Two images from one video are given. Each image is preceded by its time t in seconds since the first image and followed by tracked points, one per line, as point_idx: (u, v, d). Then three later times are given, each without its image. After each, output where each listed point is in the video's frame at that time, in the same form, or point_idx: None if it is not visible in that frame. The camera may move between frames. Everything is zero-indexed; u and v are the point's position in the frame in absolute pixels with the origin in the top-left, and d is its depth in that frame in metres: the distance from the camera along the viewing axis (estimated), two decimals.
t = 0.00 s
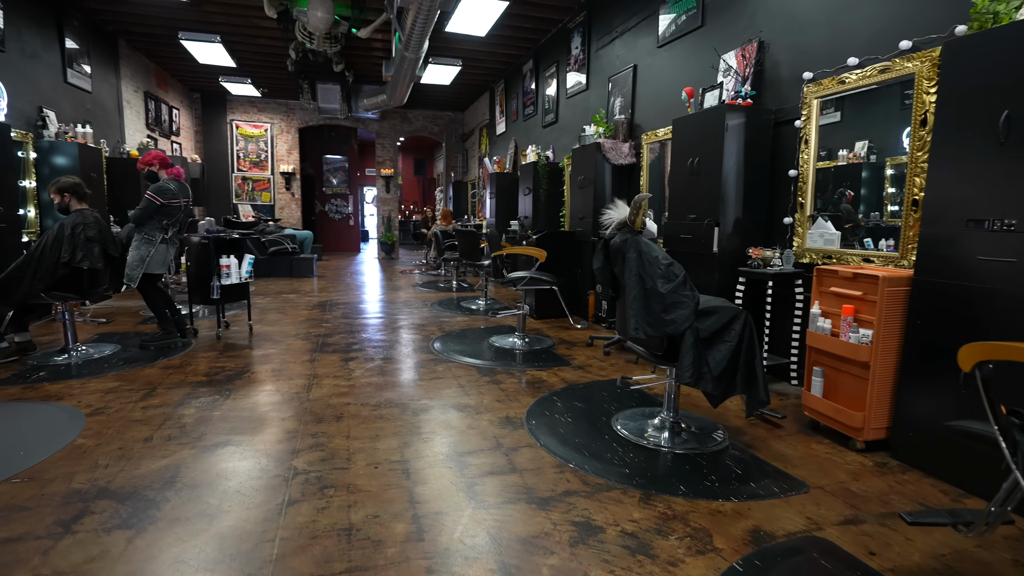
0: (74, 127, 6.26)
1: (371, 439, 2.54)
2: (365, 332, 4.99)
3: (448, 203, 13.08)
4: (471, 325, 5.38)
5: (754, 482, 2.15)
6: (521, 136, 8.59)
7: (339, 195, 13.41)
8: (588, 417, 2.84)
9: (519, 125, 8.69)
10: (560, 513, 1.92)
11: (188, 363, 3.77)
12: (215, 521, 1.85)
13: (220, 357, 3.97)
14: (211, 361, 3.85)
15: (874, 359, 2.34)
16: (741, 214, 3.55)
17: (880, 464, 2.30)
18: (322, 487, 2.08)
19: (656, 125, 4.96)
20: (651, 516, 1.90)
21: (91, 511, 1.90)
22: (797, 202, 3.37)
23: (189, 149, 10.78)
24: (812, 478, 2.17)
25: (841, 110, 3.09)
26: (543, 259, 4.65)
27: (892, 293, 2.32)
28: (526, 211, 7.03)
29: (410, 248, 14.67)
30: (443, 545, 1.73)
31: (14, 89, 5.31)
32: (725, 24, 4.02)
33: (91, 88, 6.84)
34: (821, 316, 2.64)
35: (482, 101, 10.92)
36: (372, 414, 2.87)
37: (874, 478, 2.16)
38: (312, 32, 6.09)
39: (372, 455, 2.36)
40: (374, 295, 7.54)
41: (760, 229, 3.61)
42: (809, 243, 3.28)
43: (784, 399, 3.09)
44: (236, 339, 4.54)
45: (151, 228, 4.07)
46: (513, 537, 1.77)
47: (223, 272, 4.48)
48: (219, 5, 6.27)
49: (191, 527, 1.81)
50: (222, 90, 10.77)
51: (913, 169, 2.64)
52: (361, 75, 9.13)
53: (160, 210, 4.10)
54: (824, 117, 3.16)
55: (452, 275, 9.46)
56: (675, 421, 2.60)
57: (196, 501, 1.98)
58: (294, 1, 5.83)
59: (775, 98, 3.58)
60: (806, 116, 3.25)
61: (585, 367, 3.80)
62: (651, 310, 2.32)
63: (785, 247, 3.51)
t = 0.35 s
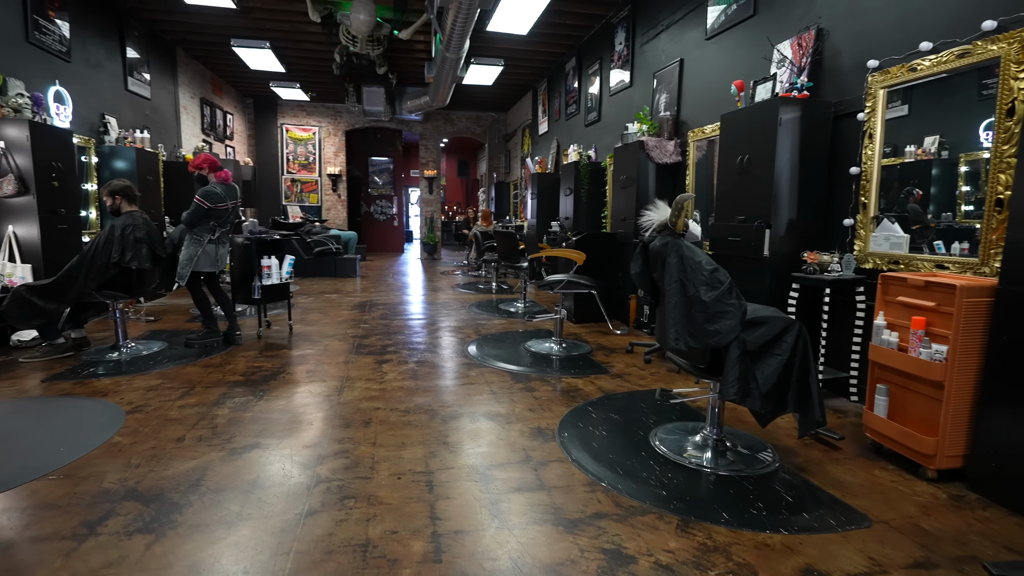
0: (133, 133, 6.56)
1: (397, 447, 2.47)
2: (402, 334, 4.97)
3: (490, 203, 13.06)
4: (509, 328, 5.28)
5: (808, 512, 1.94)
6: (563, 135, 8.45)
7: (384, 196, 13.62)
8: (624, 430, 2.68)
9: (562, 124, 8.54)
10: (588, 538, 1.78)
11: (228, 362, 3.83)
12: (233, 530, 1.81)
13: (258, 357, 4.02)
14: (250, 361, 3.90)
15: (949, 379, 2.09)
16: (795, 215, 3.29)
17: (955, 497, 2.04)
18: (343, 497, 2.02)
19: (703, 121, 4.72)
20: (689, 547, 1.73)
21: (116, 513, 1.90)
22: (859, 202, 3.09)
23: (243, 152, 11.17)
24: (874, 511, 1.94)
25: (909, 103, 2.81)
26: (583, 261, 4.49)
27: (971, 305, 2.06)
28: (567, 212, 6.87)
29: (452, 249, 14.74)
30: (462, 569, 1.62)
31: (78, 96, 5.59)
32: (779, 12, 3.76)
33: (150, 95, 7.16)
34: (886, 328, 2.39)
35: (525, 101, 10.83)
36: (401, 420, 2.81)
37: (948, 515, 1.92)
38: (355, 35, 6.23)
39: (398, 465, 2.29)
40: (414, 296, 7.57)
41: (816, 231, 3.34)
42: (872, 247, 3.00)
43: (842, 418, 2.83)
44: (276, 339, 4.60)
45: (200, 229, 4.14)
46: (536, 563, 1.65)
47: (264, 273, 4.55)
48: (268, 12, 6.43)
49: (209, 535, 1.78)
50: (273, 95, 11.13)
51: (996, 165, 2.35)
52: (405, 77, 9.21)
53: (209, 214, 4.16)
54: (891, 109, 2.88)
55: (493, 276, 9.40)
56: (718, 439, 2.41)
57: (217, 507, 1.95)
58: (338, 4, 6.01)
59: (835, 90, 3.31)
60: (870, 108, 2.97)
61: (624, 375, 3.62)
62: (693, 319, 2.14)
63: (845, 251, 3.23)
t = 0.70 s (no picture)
0: (175, 134, 6.75)
1: (413, 452, 2.40)
2: (428, 334, 4.93)
3: (523, 203, 12.97)
4: (536, 331, 5.16)
5: (852, 539, 1.76)
6: (597, 133, 8.28)
7: (418, 197, 13.70)
8: (652, 441, 2.53)
9: (595, 122, 8.37)
10: (606, 560, 1.65)
11: (255, 360, 3.86)
12: (239, 535, 1.77)
13: (285, 355, 4.04)
14: (276, 360, 3.92)
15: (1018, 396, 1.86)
16: (842, 213, 3.06)
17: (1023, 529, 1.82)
18: (353, 504, 1.96)
19: (742, 116, 4.50)
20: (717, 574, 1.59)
21: (127, 513, 1.89)
22: (914, 200, 2.85)
23: (281, 154, 11.42)
24: (929, 542, 1.74)
25: (970, 95, 2.56)
26: (612, 262, 4.34)
27: None
28: (599, 212, 6.71)
29: (484, 249, 14.72)
30: None
31: (122, 100, 5.78)
32: None
33: (191, 98, 7.36)
34: (944, 338, 2.17)
35: (559, 99, 10.70)
36: (419, 423, 2.74)
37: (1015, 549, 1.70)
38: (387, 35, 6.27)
39: (412, 471, 2.21)
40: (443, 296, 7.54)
41: (865, 231, 3.10)
42: (928, 248, 2.75)
43: (892, 433, 2.60)
44: (304, 337, 4.63)
45: (238, 225, 4.14)
46: None
47: (293, 271, 4.56)
48: (304, 14, 6.53)
49: (215, 540, 1.74)
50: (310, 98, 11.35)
51: None
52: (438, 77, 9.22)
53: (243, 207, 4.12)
54: (951, 99, 2.63)
55: (524, 277, 9.29)
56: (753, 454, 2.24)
57: (227, 509, 1.91)
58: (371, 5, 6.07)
59: (888, 79, 3.06)
60: (927, 98, 2.72)
61: (654, 382, 3.46)
62: (726, 325, 1.98)
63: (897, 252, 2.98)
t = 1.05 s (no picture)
0: (201, 135, 6.86)
1: (419, 457, 2.33)
2: (445, 334, 4.88)
3: (546, 203, 12.85)
4: (555, 332, 5.06)
5: (886, 565, 1.62)
6: (620, 132, 8.13)
7: (440, 197, 13.72)
8: (669, 451, 2.41)
9: (619, 121, 8.22)
10: None
11: (270, 360, 3.85)
12: (235, 541, 1.72)
13: (300, 355, 4.03)
14: (291, 359, 3.91)
15: None
16: (878, 213, 2.89)
17: None
18: (354, 512, 1.89)
19: (771, 111, 4.32)
20: None
21: (128, 514, 1.87)
22: (956, 199, 2.66)
23: (306, 154, 11.55)
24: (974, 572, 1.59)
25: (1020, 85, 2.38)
26: (632, 263, 4.21)
27: None
28: (621, 212, 6.57)
29: (506, 249, 14.65)
30: None
31: (149, 101, 5.89)
32: None
33: (217, 99, 7.48)
34: (990, 347, 2.00)
35: (582, 98, 10.56)
36: (428, 427, 2.67)
37: None
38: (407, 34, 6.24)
39: (418, 478, 2.14)
40: (463, 296, 7.49)
41: (902, 232, 2.92)
42: (971, 250, 2.57)
43: (931, 448, 2.43)
44: (321, 337, 4.62)
45: (249, 222, 4.10)
46: None
47: (310, 270, 4.53)
48: (327, 15, 6.56)
49: (212, 545, 1.70)
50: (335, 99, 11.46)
51: None
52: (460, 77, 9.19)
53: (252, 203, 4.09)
54: (999, 89, 2.44)
55: (545, 278, 9.19)
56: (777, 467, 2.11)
57: (226, 513, 1.87)
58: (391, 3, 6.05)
59: (928, 69, 2.87)
60: (973, 89, 2.54)
61: (674, 388, 3.32)
62: (748, 331, 1.85)
63: (938, 253, 2.79)
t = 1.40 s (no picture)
0: (226, 136, 6.95)
1: (426, 466, 2.24)
2: (462, 336, 4.80)
3: (569, 203, 12.70)
4: (575, 335, 4.93)
5: None
6: (645, 130, 7.95)
7: (464, 197, 13.69)
8: (689, 464, 2.28)
9: (644, 119, 8.03)
10: None
11: (285, 360, 3.84)
12: (229, 552, 1.66)
13: (315, 355, 4.00)
14: (306, 359, 3.88)
15: None
16: (919, 212, 2.69)
17: None
18: (354, 523, 1.82)
19: (802, 106, 4.12)
20: None
21: (127, 520, 1.83)
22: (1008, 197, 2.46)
23: (331, 155, 11.66)
24: None
25: None
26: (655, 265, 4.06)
27: None
28: (645, 212, 6.40)
29: (529, 250, 14.54)
30: None
31: (176, 103, 5.98)
32: None
33: (243, 101, 7.58)
34: None
35: (606, 96, 10.38)
36: (437, 433, 2.59)
37: None
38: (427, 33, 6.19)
39: (422, 488, 2.06)
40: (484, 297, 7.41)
41: (946, 233, 2.71)
42: None
43: (978, 468, 2.24)
44: (338, 337, 4.59)
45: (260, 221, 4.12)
46: None
47: (327, 271, 4.55)
48: (349, 15, 6.57)
49: (206, 555, 1.64)
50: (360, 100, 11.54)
51: None
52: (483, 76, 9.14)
53: (262, 202, 4.12)
54: None
55: (568, 279, 9.04)
56: (806, 485, 1.96)
57: (224, 521, 1.82)
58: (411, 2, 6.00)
59: (977, 57, 2.67)
60: None
61: (698, 396, 3.17)
62: (775, 339, 1.71)
63: (986, 256, 2.59)
